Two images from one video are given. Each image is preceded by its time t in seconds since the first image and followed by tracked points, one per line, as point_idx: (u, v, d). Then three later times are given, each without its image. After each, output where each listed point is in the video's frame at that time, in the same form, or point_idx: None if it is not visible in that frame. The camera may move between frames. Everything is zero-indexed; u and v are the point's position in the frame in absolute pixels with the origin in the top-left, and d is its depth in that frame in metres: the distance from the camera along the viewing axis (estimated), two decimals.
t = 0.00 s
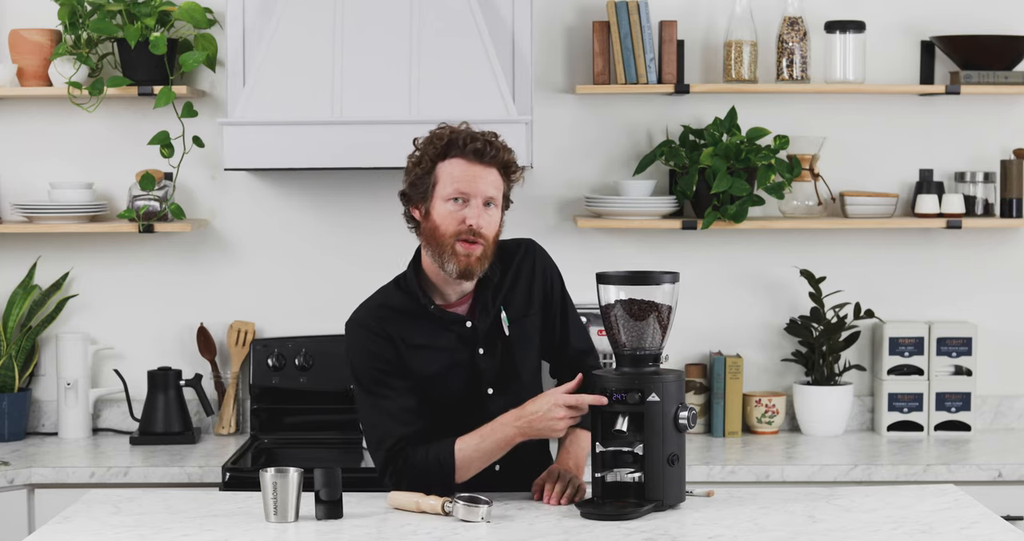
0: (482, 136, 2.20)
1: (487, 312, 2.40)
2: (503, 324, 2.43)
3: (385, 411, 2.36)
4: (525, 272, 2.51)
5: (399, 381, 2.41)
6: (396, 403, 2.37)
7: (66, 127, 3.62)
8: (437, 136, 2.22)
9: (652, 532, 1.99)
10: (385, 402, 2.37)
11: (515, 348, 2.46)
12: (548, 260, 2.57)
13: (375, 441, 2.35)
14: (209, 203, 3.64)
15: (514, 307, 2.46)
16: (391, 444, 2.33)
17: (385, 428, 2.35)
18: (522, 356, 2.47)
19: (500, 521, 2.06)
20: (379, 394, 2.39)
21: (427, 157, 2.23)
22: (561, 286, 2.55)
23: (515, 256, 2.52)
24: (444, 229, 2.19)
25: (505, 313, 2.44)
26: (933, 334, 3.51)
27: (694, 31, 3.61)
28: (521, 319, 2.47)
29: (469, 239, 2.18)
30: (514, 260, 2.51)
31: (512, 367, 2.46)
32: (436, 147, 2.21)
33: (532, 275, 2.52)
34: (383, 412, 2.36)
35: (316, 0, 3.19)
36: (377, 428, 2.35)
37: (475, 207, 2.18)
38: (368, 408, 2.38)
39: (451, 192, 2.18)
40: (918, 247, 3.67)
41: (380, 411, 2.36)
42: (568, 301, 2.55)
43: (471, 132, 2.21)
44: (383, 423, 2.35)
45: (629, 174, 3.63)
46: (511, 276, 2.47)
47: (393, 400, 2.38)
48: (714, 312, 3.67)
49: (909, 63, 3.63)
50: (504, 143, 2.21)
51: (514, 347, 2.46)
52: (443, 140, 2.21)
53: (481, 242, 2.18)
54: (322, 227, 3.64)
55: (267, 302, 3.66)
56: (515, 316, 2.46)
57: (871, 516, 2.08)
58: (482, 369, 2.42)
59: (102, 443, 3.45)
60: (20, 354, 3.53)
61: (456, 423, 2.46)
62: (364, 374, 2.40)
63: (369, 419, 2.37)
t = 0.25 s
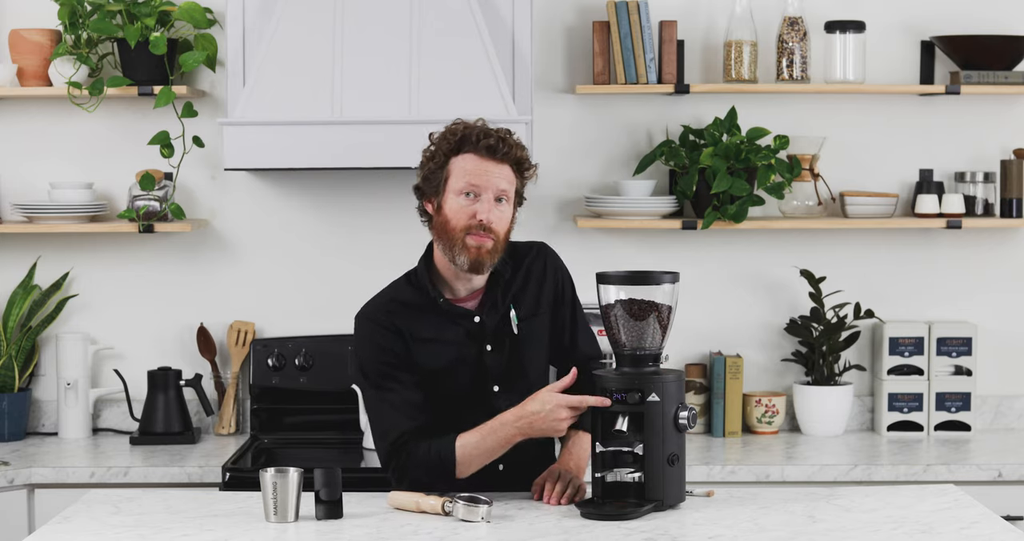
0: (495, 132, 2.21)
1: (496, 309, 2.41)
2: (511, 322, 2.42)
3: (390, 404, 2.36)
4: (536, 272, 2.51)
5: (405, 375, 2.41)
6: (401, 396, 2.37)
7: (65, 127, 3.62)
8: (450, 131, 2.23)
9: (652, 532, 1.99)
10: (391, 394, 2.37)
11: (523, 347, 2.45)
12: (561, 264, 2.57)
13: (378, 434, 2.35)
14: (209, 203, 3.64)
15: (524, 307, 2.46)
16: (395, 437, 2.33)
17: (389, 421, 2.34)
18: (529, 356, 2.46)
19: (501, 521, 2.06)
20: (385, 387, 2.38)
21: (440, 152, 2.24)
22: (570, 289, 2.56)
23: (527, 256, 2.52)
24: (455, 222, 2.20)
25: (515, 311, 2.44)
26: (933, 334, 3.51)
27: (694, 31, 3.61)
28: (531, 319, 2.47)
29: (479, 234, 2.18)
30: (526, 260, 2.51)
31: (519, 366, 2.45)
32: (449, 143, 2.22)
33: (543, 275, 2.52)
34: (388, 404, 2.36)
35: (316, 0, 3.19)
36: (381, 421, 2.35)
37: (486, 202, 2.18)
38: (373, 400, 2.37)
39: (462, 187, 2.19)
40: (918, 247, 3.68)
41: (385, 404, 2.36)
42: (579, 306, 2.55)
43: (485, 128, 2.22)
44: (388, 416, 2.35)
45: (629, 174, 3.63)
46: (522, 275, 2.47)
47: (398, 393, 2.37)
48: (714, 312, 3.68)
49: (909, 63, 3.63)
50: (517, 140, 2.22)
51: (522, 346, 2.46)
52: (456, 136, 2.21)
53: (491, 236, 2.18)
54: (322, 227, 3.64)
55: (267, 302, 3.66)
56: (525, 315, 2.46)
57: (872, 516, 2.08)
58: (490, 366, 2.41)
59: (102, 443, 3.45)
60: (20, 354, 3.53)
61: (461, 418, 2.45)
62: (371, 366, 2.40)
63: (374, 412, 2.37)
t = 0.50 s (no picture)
0: (496, 125, 2.20)
1: (515, 313, 2.40)
2: (529, 329, 2.41)
3: (394, 389, 2.34)
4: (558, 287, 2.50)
5: (411, 361, 2.40)
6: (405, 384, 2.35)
7: (66, 128, 3.62)
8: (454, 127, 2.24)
9: (652, 532, 1.99)
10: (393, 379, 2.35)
11: (539, 357, 2.43)
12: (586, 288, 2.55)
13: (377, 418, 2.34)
14: (209, 203, 3.64)
15: (545, 318, 2.45)
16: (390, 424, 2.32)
17: (390, 406, 2.33)
18: (543, 366, 2.44)
19: (501, 521, 2.06)
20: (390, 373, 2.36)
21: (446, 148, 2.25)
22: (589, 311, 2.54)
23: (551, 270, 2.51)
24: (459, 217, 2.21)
25: (535, 319, 2.43)
26: (933, 334, 3.51)
27: (694, 31, 3.61)
28: (549, 330, 2.46)
29: (481, 228, 2.19)
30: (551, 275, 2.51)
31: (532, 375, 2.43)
32: (453, 140, 2.23)
33: (565, 291, 2.51)
34: (388, 388, 2.34)
35: None
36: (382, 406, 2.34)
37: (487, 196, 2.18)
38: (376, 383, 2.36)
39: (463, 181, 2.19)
40: (918, 247, 3.68)
41: (387, 387, 2.35)
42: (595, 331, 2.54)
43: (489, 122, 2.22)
44: (389, 401, 2.33)
45: (628, 174, 3.63)
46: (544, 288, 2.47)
47: (402, 379, 2.36)
48: (714, 312, 3.68)
49: (909, 63, 3.63)
50: (519, 132, 2.21)
51: (538, 356, 2.44)
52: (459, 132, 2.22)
53: (493, 231, 2.19)
54: (322, 227, 3.64)
55: (267, 302, 3.66)
56: (543, 325, 2.45)
57: (872, 516, 2.08)
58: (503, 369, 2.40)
59: (102, 443, 3.45)
60: (20, 354, 3.53)
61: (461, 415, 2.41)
62: (379, 350, 2.38)
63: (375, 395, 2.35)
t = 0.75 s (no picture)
0: (516, 139, 2.16)
1: (523, 315, 2.40)
2: (536, 330, 2.41)
3: (388, 383, 2.36)
4: (566, 293, 2.49)
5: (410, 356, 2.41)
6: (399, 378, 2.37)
7: (66, 128, 3.62)
8: (472, 138, 2.18)
9: (652, 532, 1.99)
10: (384, 374, 2.37)
11: (544, 360, 2.43)
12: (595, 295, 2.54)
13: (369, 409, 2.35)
14: (209, 203, 3.64)
15: (551, 321, 2.45)
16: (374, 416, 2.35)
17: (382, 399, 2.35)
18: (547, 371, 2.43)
19: (501, 521, 2.06)
20: (388, 367, 2.38)
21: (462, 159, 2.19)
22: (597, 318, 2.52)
23: (560, 275, 2.51)
24: (480, 232, 2.18)
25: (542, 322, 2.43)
26: (933, 334, 3.51)
27: (694, 31, 3.61)
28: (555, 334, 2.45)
29: (504, 244, 2.17)
30: (559, 280, 2.50)
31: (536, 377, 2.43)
32: (472, 152, 2.17)
33: (573, 297, 2.50)
34: (382, 382, 2.36)
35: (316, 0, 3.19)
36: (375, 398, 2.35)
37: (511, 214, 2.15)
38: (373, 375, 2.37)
39: (485, 198, 2.16)
40: (918, 247, 3.68)
41: (377, 382, 2.36)
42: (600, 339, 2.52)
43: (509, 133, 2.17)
44: (382, 394, 2.35)
45: (628, 174, 3.63)
46: (553, 293, 2.47)
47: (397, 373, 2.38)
48: (714, 312, 3.68)
49: (909, 63, 3.63)
50: (539, 145, 2.17)
51: (542, 359, 2.43)
52: (478, 145, 2.16)
53: (515, 247, 2.18)
54: (322, 227, 3.64)
55: (267, 302, 3.66)
56: (549, 329, 2.44)
57: (872, 516, 2.08)
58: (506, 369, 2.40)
59: (102, 443, 3.45)
60: (20, 354, 3.53)
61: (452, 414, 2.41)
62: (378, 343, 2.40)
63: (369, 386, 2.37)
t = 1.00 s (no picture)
0: (508, 179, 2.08)
1: (512, 321, 2.41)
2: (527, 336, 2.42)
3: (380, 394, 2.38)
4: (558, 290, 2.47)
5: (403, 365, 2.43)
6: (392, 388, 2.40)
7: (66, 128, 3.62)
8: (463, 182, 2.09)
9: (652, 532, 1.99)
10: (377, 386, 2.39)
11: (537, 362, 2.44)
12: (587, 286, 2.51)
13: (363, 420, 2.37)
14: (209, 203, 3.64)
15: (542, 321, 2.44)
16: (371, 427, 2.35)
17: (375, 410, 2.37)
18: (541, 372, 2.45)
19: (501, 521, 2.06)
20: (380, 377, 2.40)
21: (455, 202, 2.12)
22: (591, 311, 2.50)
23: (551, 272, 2.49)
24: (479, 269, 2.18)
25: (532, 324, 2.43)
26: (933, 334, 3.51)
27: (694, 31, 3.61)
28: (548, 335, 2.45)
29: (503, 278, 2.18)
30: (550, 276, 2.47)
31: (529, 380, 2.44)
32: (465, 197, 2.10)
33: (565, 293, 2.47)
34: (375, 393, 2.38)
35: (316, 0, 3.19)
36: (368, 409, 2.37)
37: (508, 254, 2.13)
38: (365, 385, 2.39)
39: (483, 242, 2.12)
40: (918, 247, 3.68)
41: (372, 394, 2.38)
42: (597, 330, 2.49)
43: (496, 173, 2.08)
44: (376, 405, 2.37)
45: (628, 174, 3.63)
46: (544, 292, 2.45)
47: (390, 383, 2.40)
48: (714, 312, 3.68)
49: (909, 63, 3.63)
50: (531, 178, 2.10)
51: (535, 361, 2.44)
52: (471, 190, 2.09)
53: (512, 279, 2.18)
54: (322, 227, 3.64)
55: (267, 303, 3.66)
56: (541, 329, 2.44)
57: (872, 516, 2.08)
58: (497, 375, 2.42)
59: (101, 443, 3.45)
60: (20, 354, 3.53)
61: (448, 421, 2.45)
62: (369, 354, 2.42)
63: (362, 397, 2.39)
